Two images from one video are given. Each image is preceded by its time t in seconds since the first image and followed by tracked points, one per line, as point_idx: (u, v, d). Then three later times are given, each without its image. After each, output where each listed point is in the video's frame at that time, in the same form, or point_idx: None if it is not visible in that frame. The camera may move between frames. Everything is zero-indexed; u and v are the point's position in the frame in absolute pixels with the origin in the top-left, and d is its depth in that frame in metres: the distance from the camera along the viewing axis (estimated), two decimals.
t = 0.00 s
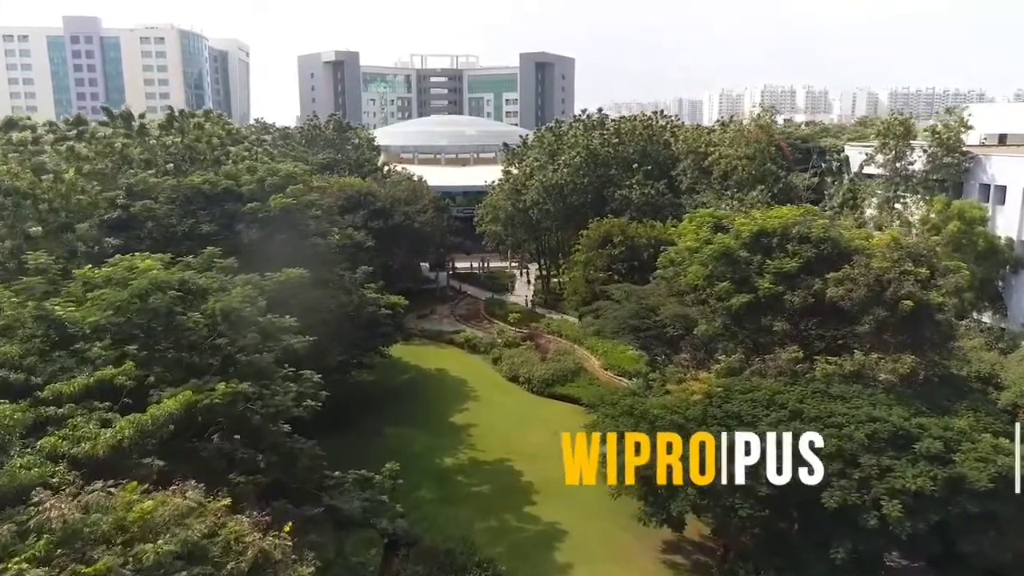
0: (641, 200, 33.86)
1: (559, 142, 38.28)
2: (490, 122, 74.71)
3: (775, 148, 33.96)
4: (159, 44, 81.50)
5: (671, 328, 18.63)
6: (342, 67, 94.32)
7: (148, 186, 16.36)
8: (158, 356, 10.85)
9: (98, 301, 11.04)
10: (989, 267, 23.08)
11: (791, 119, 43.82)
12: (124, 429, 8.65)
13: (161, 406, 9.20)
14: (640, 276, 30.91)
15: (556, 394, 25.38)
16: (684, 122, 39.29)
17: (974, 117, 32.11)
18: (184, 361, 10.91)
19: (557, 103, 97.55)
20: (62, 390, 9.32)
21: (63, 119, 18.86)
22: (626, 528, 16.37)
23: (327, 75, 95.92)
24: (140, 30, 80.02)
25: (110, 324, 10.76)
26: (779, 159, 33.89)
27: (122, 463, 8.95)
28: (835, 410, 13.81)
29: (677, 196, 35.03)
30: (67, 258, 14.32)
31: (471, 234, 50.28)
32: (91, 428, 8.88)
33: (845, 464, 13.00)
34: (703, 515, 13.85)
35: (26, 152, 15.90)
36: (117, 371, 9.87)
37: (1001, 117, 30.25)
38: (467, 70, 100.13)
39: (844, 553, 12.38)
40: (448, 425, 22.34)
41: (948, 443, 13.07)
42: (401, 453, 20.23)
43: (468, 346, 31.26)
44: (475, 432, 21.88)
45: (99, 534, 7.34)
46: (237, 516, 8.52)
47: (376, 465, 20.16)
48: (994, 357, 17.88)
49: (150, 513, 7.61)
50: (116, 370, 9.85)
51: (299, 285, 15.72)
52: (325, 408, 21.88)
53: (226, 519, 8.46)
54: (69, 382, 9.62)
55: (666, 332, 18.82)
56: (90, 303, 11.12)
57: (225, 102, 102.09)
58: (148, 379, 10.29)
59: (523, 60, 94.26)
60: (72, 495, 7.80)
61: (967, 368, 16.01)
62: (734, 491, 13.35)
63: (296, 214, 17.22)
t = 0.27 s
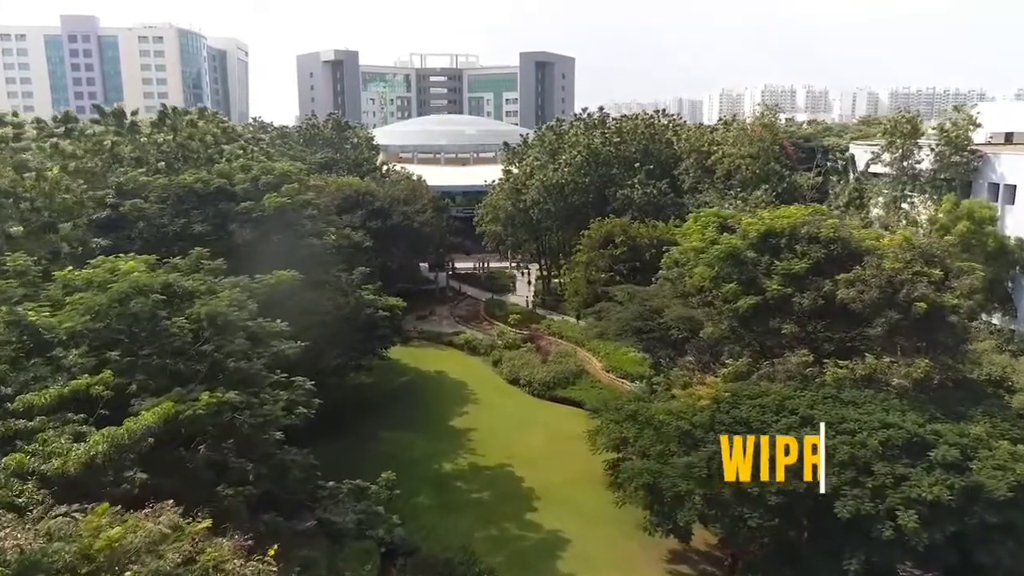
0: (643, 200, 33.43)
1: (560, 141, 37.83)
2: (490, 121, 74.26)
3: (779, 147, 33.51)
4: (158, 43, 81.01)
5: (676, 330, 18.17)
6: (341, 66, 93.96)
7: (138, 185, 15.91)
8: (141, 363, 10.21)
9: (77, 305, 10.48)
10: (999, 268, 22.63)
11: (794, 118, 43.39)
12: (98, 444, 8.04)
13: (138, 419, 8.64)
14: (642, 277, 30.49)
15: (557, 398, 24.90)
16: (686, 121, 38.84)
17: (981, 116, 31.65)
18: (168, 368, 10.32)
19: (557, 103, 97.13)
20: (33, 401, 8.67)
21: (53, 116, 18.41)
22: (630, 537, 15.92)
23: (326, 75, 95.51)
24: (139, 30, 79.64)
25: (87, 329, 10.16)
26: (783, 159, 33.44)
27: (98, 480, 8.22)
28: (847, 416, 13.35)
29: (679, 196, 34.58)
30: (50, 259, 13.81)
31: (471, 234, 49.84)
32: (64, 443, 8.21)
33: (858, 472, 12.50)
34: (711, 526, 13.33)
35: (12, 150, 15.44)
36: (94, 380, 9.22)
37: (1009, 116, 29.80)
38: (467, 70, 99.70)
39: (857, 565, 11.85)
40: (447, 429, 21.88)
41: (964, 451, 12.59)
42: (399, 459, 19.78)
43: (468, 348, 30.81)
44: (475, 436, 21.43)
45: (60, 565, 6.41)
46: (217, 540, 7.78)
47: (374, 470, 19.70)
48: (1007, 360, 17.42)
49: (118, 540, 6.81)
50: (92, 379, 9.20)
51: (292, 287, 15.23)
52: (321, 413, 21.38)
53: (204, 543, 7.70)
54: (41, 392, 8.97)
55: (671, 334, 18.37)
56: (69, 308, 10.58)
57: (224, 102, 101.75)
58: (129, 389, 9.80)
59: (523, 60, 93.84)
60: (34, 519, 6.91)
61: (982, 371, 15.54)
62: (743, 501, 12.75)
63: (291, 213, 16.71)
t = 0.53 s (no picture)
0: (645, 199, 33.05)
1: (561, 140, 37.40)
2: (490, 121, 73.84)
3: (782, 145, 33.10)
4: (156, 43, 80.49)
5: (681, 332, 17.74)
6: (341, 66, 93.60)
7: (129, 184, 15.52)
8: (123, 370, 9.77)
9: (54, 308, 9.87)
10: (1009, 268, 22.22)
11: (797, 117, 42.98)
12: (70, 459, 7.64)
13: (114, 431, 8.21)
14: (645, 278, 30.17)
15: (558, 401, 24.44)
16: (688, 120, 38.41)
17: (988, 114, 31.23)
18: (152, 375, 9.85)
19: (557, 102, 96.72)
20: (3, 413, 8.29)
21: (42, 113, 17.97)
22: (635, 545, 15.52)
23: (326, 74, 95.06)
24: (137, 29, 79.20)
25: (63, 335, 9.61)
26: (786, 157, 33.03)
27: (71, 497, 7.89)
28: (859, 422, 12.94)
29: (682, 195, 34.16)
30: (33, 260, 13.37)
31: (471, 234, 49.41)
32: (34, 458, 7.86)
33: (871, 480, 12.07)
34: (718, 535, 12.90)
35: None
36: (69, 389, 8.79)
37: (1017, 114, 29.37)
38: (467, 69, 99.25)
39: None
40: (447, 433, 21.45)
41: (980, 458, 12.16)
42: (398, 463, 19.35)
43: (467, 349, 30.38)
44: (475, 440, 21.01)
45: None
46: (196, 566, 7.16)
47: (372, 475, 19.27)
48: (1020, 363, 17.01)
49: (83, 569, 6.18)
50: (68, 389, 8.77)
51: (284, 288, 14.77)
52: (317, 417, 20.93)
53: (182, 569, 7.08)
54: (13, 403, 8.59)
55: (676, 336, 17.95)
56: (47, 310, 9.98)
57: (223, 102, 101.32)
58: (110, 397, 9.31)
59: (523, 59, 93.41)
60: None
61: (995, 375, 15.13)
62: (752, 510, 12.33)
63: (286, 213, 16.29)
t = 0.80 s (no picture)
0: (647, 199, 32.66)
1: (562, 139, 37.00)
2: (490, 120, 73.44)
3: (786, 144, 32.69)
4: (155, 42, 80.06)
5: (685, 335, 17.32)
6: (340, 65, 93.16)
7: (120, 182, 15.14)
8: (103, 377, 9.22)
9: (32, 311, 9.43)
10: (1019, 269, 21.80)
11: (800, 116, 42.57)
12: (38, 477, 7.11)
13: (87, 447, 7.71)
14: (648, 278, 29.88)
15: (560, 403, 24.04)
16: (690, 119, 38.00)
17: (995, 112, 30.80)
18: (133, 383, 9.30)
19: (557, 101, 96.28)
20: None
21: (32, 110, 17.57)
22: (640, 554, 15.12)
23: (325, 73, 94.64)
24: (136, 28, 78.78)
25: (37, 341, 9.16)
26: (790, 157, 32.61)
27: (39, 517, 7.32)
28: (871, 428, 12.53)
29: (684, 195, 33.74)
30: (16, 260, 12.96)
31: (470, 234, 48.99)
32: None
33: (885, 489, 11.63)
34: (727, 545, 12.49)
35: None
36: (39, 401, 8.38)
37: None
38: (467, 68, 98.83)
39: None
40: (446, 437, 21.02)
41: (998, 466, 11.72)
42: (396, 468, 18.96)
43: (467, 351, 29.97)
44: (475, 445, 20.59)
45: None
46: None
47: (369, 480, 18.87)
48: None
49: None
50: (37, 400, 8.36)
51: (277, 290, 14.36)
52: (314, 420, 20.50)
53: None
54: None
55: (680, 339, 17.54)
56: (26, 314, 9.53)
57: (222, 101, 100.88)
58: (88, 406, 8.81)
59: (523, 58, 92.99)
60: None
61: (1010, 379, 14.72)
62: (762, 519, 11.93)
63: (282, 212, 15.86)
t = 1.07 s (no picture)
0: (650, 199, 32.18)
1: (564, 138, 36.49)
2: (490, 119, 72.94)
3: (791, 143, 32.18)
4: (153, 40, 79.56)
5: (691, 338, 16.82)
6: (339, 64, 92.74)
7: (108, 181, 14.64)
8: (75, 390, 8.69)
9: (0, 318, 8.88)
10: None
11: (804, 115, 42.09)
12: None
13: (48, 468, 6.99)
14: (651, 279, 29.42)
15: (562, 407, 23.54)
16: (693, 117, 37.49)
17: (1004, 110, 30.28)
18: (108, 394, 8.77)
19: (558, 101, 95.81)
20: None
21: (19, 106, 17.05)
22: (647, 566, 14.61)
23: (324, 72, 94.12)
24: (134, 26, 78.26)
25: (4, 350, 8.59)
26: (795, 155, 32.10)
27: None
28: (888, 436, 12.01)
29: (687, 194, 33.25)
30: None
31: (470, 234, 48.49)
32: None
33: (904, 501, 11.10)
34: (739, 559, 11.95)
35: None
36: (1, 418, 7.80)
37: None
38: (467, 67, 98.31)
39: None
40: (445, 443, 20.50)
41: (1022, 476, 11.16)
42: (394, 475, 18.46)
43: (467, 353, 29.47)
44: (475, 450, 20.08)
45: None
46: None
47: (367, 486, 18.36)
48: None
49: None
50: None
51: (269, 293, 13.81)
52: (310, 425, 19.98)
53: None
54: None
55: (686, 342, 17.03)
56: None
57: (221, 101, 100.38)
58: (59, 421, 8.28)
59: (523, 57, 92.52)
60: None
61: None
62: (776, 533, 11.35)
63: (275, 212, 15.35)
